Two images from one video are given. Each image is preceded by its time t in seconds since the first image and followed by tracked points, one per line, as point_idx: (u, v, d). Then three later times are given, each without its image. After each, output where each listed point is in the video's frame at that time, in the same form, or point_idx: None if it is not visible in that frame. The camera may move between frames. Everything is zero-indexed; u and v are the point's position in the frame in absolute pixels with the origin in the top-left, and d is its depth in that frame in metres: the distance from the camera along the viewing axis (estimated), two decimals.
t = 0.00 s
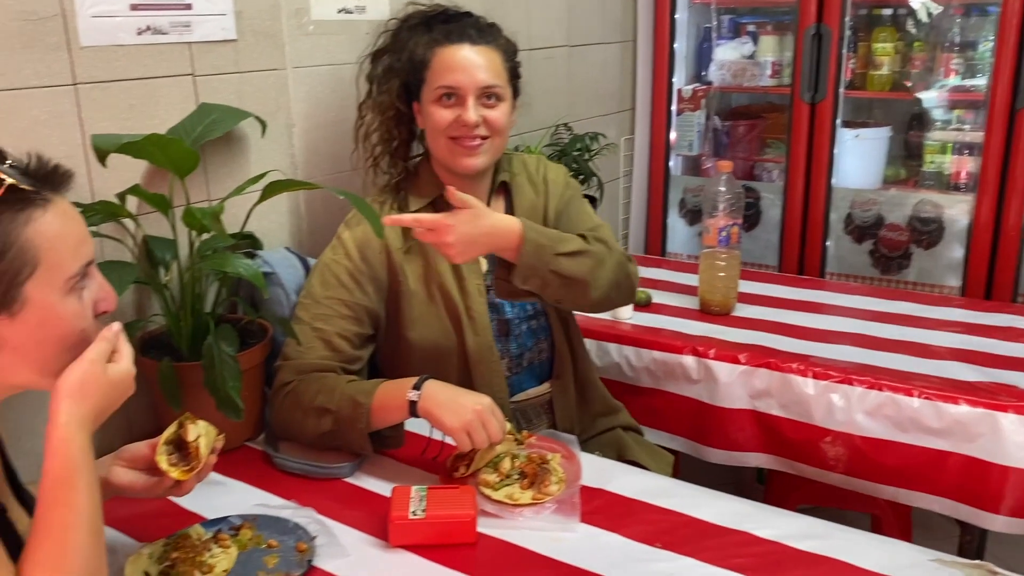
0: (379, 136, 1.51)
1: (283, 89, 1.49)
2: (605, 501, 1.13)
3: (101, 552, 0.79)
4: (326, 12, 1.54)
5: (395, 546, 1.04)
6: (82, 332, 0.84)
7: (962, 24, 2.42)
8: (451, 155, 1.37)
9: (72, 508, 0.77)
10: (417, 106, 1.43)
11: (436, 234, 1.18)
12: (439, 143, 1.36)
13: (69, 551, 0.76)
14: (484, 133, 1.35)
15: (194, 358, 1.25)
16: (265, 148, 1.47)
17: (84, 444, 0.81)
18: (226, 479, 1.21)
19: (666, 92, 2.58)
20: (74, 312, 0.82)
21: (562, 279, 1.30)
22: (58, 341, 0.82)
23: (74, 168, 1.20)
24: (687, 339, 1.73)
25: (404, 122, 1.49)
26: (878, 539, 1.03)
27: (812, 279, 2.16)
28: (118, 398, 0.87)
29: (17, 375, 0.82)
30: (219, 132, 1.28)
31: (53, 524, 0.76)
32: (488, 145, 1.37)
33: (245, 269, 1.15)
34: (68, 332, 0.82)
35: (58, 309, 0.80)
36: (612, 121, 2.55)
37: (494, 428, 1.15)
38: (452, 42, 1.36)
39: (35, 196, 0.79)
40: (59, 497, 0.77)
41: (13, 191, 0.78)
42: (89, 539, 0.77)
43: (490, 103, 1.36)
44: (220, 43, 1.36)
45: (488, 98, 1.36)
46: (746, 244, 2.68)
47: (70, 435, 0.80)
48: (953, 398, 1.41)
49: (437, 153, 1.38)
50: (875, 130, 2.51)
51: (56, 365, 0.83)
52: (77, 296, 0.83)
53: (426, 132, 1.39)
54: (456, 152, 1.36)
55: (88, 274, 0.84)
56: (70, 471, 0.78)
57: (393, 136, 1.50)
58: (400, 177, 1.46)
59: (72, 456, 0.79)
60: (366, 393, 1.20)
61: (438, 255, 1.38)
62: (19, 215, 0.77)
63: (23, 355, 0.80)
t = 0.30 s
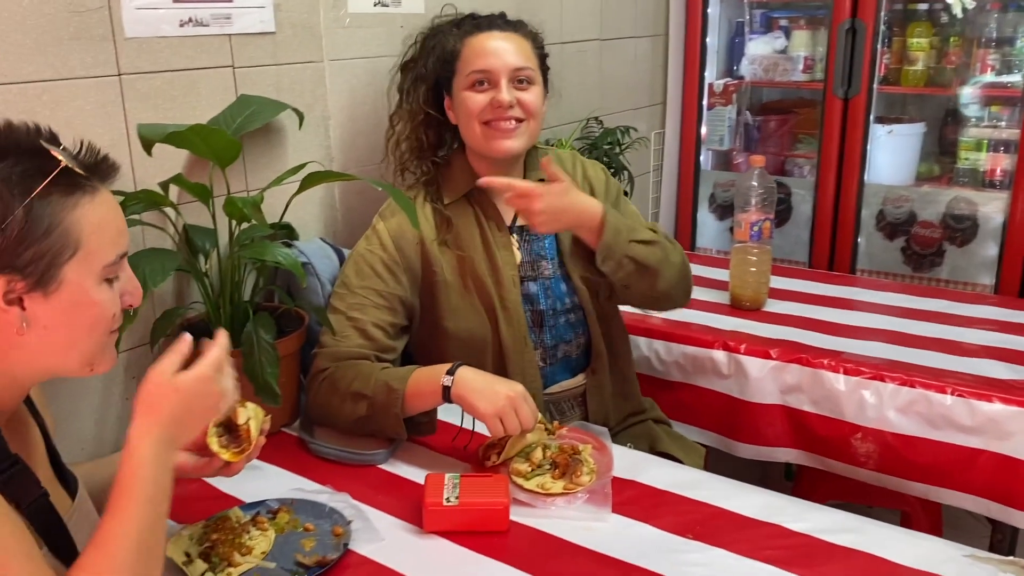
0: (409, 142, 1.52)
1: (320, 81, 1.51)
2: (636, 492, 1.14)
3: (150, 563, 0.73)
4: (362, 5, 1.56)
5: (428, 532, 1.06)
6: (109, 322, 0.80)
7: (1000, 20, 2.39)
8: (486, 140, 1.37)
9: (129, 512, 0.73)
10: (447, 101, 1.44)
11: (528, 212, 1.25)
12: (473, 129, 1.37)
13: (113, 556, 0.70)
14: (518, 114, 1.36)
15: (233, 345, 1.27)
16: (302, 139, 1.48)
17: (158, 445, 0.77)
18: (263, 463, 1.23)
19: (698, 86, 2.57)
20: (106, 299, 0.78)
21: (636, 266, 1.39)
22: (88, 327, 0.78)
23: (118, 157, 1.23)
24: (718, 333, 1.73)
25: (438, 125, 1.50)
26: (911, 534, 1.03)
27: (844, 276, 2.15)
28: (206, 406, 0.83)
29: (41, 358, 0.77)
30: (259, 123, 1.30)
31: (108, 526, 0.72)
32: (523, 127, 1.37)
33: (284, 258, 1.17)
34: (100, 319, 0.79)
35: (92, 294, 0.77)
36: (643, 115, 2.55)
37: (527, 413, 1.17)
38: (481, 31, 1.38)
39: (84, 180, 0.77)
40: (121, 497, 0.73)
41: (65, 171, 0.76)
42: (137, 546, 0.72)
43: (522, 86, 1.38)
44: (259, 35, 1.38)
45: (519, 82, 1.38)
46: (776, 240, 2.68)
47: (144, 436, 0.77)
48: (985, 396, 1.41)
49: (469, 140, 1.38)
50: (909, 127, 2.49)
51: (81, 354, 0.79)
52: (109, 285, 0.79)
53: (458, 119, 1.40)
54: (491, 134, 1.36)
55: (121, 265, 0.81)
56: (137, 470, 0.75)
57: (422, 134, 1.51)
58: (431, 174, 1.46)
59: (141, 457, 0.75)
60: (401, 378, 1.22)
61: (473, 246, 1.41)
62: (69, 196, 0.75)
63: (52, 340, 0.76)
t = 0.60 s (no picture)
0: (421, 131, 1.54)
1: (336, 73, 1.53)
2: (643, 480, 1.16)
3: (176, 557, 0.80)
4: None
5: (438, 515, 1.08)
6: (113, 299, 0.82)
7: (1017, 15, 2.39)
8: (500, 144, 1.40)
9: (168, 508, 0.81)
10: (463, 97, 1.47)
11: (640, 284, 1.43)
12: (487, 132, 1.40)
13: (145, 540, 0.78)
14: (530, 115, 1.39)
15: (249, 331, 1.30)
16: (318, 131, 1.51)
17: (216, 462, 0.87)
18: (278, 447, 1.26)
19: (712, 80, 2.58)
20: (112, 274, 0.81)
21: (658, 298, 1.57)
22: (94, 301, 0.80)
23: (139, 147, 1.26)
24: (727, 325, 1.74)
25: (452, 118, 1.52)
26: (914, 523, 1.05)
27: (856, 270, 2.16)
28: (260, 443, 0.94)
29: (47, 331, 0.79)
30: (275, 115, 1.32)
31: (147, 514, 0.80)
32: (537, 133, 1.41)
33: (299, 247, 1.20)
34: (106, 293, 0.81)
35: (100, 269, 0.79)
36: (657, 109, 2.56)
37: (535, 403, 1.19)
38: (495, 27, 1.40)
39: (92, 159, 0.81)
40: (168, 491, 0.82)
41: (76, 149, 0.80)
42: (170, 535, 0.80)
43: (536, 86, 1.40)
44: (276, 27, 1.40)
45: (532, 79, 1.40)
46: (789, 234, 2.68)
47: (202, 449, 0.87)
48: (993, 390, 1.42)
49: (484, 143, 1.42)
50: (923, 122, 2.50)
51: (85, 330, 0.81)
52: (115, 262, 0.82)
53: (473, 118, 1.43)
54: (506, 141, 1.40)
55: (125, 247, 0.84)
56: (187, 473, 0.84)
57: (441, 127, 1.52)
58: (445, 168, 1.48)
59: (194, 465, 0.85)
60: (412, 365, 1.25)
61: (484, 241, 1.42)
62: (80, 172, 0.78)
63: (59, 313, 0.78)
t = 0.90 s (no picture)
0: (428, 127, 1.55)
1: (343, 71, 1.54)
2: (644, 474, 1.17)
3: (191, 553, 0.82)
4: None
5: (440, 508, 1.10)
6: (125, 283, 0.84)
7: None
8: (515, 144, 1.41)
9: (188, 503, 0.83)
10: (478, 96, 1.47)
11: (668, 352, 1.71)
12: (502, 132, 1.41)
13: (166, 530, 0.81)
14: (545, 120, 1.41)
15: (256, 325, 1.32)
16: (325, 127, 1.52)
17: (234, 463, 0.89)
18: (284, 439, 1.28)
19: (720, 77, 2.58)
20: (124, 257, 0.83)
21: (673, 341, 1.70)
22: (107, 284, 0.82)
23: (148, 143, 1.27)
24: (732, 322, 1.75)
25: (466, 116, 1.53)
26: (912, 519, 1.05)
27: (863, 268, 2.16)
28: (277, 444, 0.97)
29: (64, 312, 0.80)
30: (283, 111, 1.34)
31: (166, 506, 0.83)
32: (550, 133, 1.42)
33: (305, 242, 1.21)
34: (117, 276, 0.83)
35: (112, 253, 0.81)
36: (665, 105, 2.57)
37: (540, 396, 1.20)
38: (512, 28, 1.40)
39: (103, 147, 0.83)
40: (186, 486, 0.85)
41: (87, 139, 0.82)
42: (195, 518, 0.83)
43: (550, 88, 1.42)
44: (284, 24, 1.42)
45: (547, 83, 1.41)
46: (797, 231, 2.69)
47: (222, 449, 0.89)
48: (996, 388, 1.42)
49: (501, 143, 1.43)
50: (933, 120, 2.49)
51: (101, 312, 0.82)
52: (126, 247, 0.84)
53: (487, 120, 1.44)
54: (521, 141, 1.41)
55: (135, 233, 0.86)
56: (210, 465, 0.87)
57: (455, 122, 1.53)
58: (458, 167, 1.49)
59: (213, 464, 0.87)
60: (418, 360, 1.26)
61: (500, 240, 1.42)
62: (92, 160, 0.80)
63: (74, 295, 0.80)
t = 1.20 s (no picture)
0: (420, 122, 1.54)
1: (335, 69, 1.54)
2: (634, 475, 1.16)
3: (181, 558, 0.81)
4: None
5: (429, 509, 1.09)
6: (122, 281, 0.83)
7: None
8: (501, 145, 1.41)
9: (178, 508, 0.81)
10: (464, 92, 1.46)
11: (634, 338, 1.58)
12: (489, 133, 1.40)
13: (155, 536, 0.79)
14: (533, 124, 1.40)
15: (246, 324, 1.31)
16: (317, 125, 1.51)
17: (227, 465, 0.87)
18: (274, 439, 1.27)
19: (717, 75, 2.57)
20: (121, 254, 0.82)
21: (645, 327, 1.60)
22: (105, 280, 0.81)
23: (138, 140, 1.27)
24: (727, 320, 1.74)
25: (452, 112, 1.52)
26: (903, 521, 1.05)
27: (859, 266, 2.15)
28: (269, 443, 0.95)
29: (64, 307, 0.79)
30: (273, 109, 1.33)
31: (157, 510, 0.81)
32: (536, 135, 1.42)
33: (294, 240, 1.20)
34: (115, 273, 0.82)
35: (110, 250, 0.81)
36: (661, 104, 2.55)
37: (534, 395, 1.18)
38: (504, 32, 1.38)
39: (101, 146, 0.83)
40: (178, 489, 0.83)
41: (85, 137, 0.82)
42: (186, 516, 0.81)
43: (539, 94, 1.41)
44: (275, 22, 1.41)
45: (536, 90, 1.40)
46: (793, 230, 2.68)
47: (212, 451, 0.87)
48: (991, 388, 1.41)
49: (487, 146, 1.42)
50: (930, 118, 2.48)
51: (99, 307, 0.82)
52: (124, 245, 0.84)
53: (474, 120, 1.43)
54: (507, 142, 1.40)
55: (132, 232, 0.85)
56: (206, 463, 0.85)
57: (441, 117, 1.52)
58: (444, 162, 1.47)
59: (205, 466, 0.85)
60: (412, 359, 1.24)
61: (486, 234, 1.42)
62: (90, 158, 0.80)
63: (71, 292, 0.79)
